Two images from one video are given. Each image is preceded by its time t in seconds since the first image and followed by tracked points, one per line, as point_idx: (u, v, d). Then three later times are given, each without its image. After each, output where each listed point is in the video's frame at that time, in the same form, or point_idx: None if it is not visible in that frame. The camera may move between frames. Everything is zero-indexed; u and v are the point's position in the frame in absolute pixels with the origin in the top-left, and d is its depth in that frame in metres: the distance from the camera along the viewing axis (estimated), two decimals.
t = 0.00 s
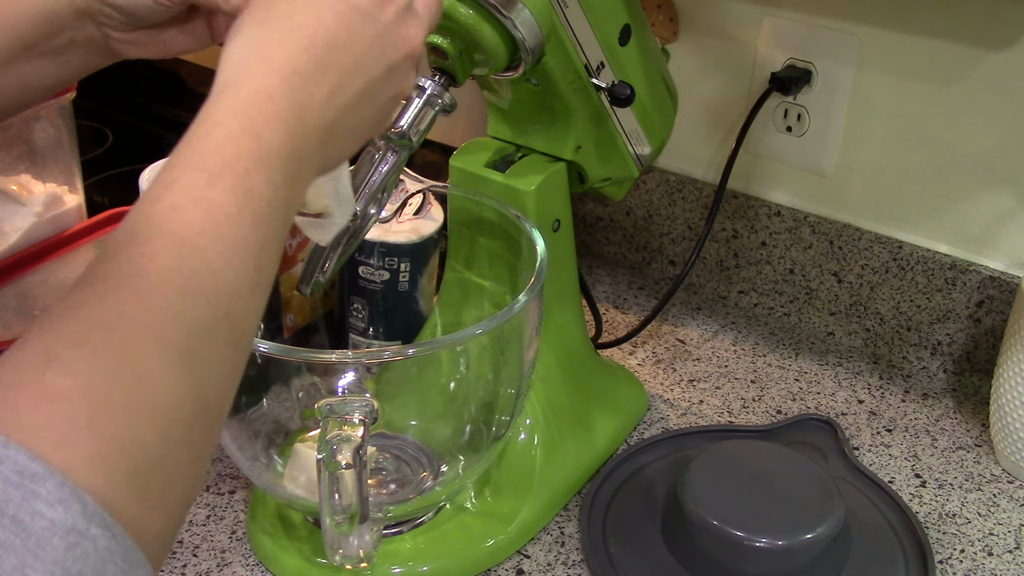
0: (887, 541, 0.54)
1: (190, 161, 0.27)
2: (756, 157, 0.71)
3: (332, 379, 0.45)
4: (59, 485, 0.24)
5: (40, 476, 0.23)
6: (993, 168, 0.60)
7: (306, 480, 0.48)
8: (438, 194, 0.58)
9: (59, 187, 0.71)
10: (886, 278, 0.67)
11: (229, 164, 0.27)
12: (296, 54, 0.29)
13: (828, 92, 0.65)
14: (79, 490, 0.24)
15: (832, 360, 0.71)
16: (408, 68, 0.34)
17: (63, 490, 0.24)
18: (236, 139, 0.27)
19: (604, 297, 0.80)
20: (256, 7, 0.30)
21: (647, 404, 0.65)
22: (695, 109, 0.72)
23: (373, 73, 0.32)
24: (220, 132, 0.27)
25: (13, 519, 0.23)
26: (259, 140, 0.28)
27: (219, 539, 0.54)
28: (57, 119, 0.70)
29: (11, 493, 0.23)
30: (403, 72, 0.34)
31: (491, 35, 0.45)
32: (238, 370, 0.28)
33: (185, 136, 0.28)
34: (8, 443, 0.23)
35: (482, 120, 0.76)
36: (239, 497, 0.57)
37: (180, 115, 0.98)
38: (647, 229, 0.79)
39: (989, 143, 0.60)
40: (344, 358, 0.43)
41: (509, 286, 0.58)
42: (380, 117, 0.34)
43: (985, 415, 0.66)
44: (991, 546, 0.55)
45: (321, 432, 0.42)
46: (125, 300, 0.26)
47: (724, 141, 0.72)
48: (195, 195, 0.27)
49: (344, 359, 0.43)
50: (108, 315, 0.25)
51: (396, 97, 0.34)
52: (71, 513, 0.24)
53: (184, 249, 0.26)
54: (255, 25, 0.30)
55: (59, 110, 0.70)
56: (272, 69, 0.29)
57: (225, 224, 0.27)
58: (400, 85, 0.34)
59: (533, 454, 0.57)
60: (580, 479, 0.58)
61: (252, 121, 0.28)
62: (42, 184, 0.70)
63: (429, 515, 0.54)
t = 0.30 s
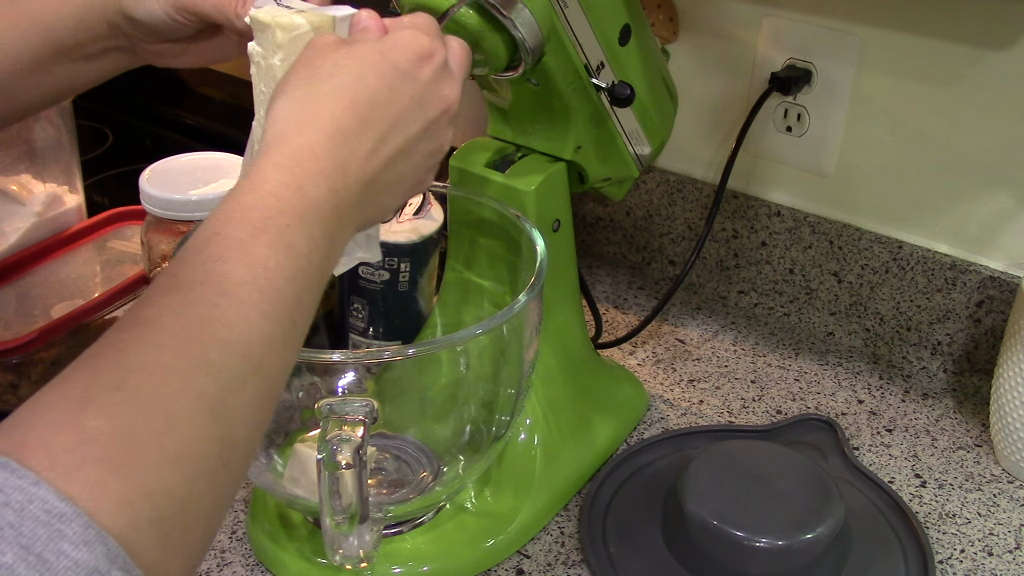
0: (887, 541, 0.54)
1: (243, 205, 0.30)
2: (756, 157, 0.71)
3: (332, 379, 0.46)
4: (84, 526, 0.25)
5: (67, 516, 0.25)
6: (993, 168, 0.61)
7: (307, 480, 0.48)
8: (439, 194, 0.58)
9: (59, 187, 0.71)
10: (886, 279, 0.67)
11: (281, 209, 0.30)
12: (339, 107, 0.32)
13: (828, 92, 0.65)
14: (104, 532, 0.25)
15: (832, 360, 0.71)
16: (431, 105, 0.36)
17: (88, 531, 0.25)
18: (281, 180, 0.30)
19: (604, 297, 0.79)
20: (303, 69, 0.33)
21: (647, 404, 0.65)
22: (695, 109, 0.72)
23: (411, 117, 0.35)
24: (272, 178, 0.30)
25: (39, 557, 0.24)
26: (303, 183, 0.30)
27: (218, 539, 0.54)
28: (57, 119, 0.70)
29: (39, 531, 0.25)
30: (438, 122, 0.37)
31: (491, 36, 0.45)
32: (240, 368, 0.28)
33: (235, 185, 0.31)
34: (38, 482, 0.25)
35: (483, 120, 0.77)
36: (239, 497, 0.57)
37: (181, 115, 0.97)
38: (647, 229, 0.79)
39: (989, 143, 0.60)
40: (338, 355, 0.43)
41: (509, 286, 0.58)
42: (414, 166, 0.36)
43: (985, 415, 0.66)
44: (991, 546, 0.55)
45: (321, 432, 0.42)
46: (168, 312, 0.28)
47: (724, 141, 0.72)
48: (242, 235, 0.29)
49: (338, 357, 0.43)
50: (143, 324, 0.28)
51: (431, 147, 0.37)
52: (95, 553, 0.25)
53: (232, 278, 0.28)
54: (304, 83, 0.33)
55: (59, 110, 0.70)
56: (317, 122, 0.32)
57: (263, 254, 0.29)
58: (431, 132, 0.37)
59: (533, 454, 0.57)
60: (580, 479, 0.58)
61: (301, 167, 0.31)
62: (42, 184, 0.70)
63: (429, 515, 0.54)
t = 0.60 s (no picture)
0: (887, 540, 0.54)
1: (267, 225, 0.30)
2: (756, 157, 0.71)
3: (332, 379, 0.46)
4: (97, 530, 0.25)
5: (80, 520, 0.25)
6: (993, 168, 0.61)
7: (307, 480, 0.48)
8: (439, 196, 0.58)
9: (59, 187, 0.71)
10: (886, 278, 0.67)
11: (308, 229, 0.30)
12: (364, 132, 0.33)
13: (827, 92, 0.65)
14: (116, 536, 0.26)
15: (832, 360, 0.71)
16: (451, 132, 0.37)
17: (101, 535, 0.25)
18: (306, 199, 0.30)
19: (604, 297, 0.79)
20: (326, 95, 0.34)
21: (647, 404, 0.65)
22: (695, 109, 0.72)
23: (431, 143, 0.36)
24: (300, 200, 0.30)
25: (51, 559, 0.25)
26: (327, 206, 0.31)
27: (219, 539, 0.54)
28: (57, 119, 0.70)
29: (53, 533, 0.25)
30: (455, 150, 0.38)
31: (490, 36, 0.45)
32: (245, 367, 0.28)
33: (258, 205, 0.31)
34: (53, 485, 0.25)
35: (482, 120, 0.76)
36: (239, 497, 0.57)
37: (180, 115, 0.96)
38: (647, 229, 0.79)
39: (989, 144, 0.60)
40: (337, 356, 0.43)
41: (509, 286, 0.58)
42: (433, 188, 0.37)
43: (985, 415, 0.66)
44: (991, 546, 0.55)
45: (321, 432, 0.42)
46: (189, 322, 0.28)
47: (724, 142, 0.72)
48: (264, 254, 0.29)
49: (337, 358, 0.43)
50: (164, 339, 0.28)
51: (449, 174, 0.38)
52: (106, 558, 0.25)
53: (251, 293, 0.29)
54: (329, 109, 0.33)
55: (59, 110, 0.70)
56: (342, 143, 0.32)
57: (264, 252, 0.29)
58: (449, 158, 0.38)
59: (533, 454, 0.57)
60: (580, 478, 0.58)
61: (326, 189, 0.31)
62: (42, 184, 0.70)
63: (429, 515, 0.54)
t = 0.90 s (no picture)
0: (887, 540, 0.54)
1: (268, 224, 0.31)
2: (756, 157, 0.71)
3: (332, 379, 0.46)
4: (75, 545, 0.25)
5: (59, 534, 0.25)
6: (993, 168, 0.61)
7: (307, 480, 0.48)
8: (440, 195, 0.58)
9: (59, 187, 0.71)
10: (886, 278, 0.67)
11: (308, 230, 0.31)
12: (366, 133, 0.33)
13: (827, 92, 0.65)
14: (94, 553, 0.25)
15: (832, 360, 0.71)
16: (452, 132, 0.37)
17: (79, 551, 0.25)
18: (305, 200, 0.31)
19: (603, 297, 0.79)
20: (332, 98, 0.35)
21: (647, 404, 0.65)
22: (695, 109, 0.72)
23: (436, 145, 0.36)
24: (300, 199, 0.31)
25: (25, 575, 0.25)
26: (328, 209, 0.31)
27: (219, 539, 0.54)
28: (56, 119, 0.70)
29: (29, 548, 0.25)
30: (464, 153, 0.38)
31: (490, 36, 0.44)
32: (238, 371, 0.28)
33: (261, 204, 0.32)
34: (32, 498, 0.25)
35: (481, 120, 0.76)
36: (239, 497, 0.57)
37: (180, 115, 0.97)
38: (647, 229, 0.79)
39: (989, 144, 0.60)
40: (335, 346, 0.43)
41: (509, 286, 0.58)
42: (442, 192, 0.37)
43: (985, 415, 0.66)
44: (991, 546, 0.55)
45: (321, 432, 0.42)
46: (187, 325, 0.29)
47: (724, 142, 0.72)
48: (259, 257, 0.30)
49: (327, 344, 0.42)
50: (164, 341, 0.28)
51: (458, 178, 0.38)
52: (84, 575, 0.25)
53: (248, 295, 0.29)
54: (335, 110, 0.34)
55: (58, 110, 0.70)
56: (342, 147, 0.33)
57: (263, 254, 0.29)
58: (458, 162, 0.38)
59: (533, 454, 0.57)
60: (580, 479, 0.58)
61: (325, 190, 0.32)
62: (42, 184, 0.70)
63: (429, 515, 0.54)
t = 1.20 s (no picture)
0: (888, 540, 0.54)
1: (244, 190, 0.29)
2: (756, 157, 0.71)
3: (332, 379, 0.46)
4: (46, 531, 0.24)
5: (28, 520, 0.24)
6: (993, 168, 0.60)
7: (307, 480, 0.48)
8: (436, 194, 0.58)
9: (59, 187, 0.71)
10: (886, 278, 0.67)
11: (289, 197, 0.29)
12: (350, 94, 0.32)
13: (828, 92, 0.65)
14: (66, 538, 0.24)
15: (832, 360, 0.71)
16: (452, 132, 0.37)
17: (50, 537, 0.24)
18: (289, 167, 0.30)
19: (603, 297, 0.79)
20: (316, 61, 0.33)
21: (647, 404, 0.65)
22: (695, 109, 0.73)
23: (422, 98, 0.34)
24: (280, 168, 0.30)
25: None
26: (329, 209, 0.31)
27: (219, 539, 0.54)
28: (56, 119, 0.70)
29: None
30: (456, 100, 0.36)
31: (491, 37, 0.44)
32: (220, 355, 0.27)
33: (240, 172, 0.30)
34: None
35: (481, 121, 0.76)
36: (239, 497, 0.57)
37: (180, 115, 0.97)
38: (647, 229, 0.79)
39: (990, 144, 0.60)
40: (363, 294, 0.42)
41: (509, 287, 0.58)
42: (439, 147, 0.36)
43: (985, 415, 0.66)
44: (991, 546, 0.55)
45: (321, 432, 0.42)
46: (166, 305, 0.27)
47: (724, 141, 0.72)
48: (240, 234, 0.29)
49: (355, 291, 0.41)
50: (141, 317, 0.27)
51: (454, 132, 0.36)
52: (55, 561, 0.24)
53: (221, 263, 0.28)
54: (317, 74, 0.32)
55: (59, 110, 0.70)
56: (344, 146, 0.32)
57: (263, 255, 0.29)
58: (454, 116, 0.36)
59: (533, 454, 0.57)
60: (580, 479, 0.58)
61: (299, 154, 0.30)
62: (42, 184, 0.70)
63: (429, 515, 0.54)
